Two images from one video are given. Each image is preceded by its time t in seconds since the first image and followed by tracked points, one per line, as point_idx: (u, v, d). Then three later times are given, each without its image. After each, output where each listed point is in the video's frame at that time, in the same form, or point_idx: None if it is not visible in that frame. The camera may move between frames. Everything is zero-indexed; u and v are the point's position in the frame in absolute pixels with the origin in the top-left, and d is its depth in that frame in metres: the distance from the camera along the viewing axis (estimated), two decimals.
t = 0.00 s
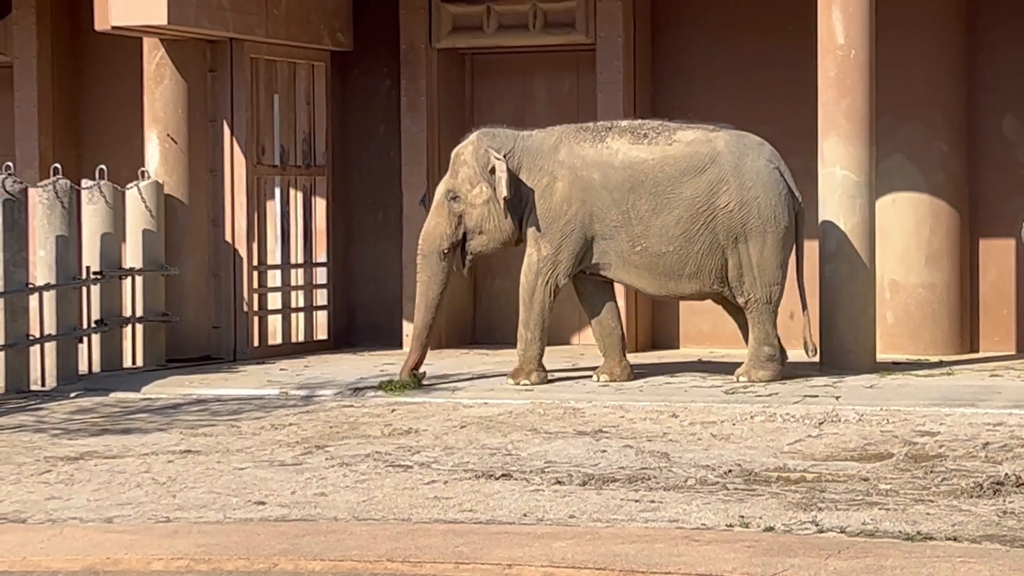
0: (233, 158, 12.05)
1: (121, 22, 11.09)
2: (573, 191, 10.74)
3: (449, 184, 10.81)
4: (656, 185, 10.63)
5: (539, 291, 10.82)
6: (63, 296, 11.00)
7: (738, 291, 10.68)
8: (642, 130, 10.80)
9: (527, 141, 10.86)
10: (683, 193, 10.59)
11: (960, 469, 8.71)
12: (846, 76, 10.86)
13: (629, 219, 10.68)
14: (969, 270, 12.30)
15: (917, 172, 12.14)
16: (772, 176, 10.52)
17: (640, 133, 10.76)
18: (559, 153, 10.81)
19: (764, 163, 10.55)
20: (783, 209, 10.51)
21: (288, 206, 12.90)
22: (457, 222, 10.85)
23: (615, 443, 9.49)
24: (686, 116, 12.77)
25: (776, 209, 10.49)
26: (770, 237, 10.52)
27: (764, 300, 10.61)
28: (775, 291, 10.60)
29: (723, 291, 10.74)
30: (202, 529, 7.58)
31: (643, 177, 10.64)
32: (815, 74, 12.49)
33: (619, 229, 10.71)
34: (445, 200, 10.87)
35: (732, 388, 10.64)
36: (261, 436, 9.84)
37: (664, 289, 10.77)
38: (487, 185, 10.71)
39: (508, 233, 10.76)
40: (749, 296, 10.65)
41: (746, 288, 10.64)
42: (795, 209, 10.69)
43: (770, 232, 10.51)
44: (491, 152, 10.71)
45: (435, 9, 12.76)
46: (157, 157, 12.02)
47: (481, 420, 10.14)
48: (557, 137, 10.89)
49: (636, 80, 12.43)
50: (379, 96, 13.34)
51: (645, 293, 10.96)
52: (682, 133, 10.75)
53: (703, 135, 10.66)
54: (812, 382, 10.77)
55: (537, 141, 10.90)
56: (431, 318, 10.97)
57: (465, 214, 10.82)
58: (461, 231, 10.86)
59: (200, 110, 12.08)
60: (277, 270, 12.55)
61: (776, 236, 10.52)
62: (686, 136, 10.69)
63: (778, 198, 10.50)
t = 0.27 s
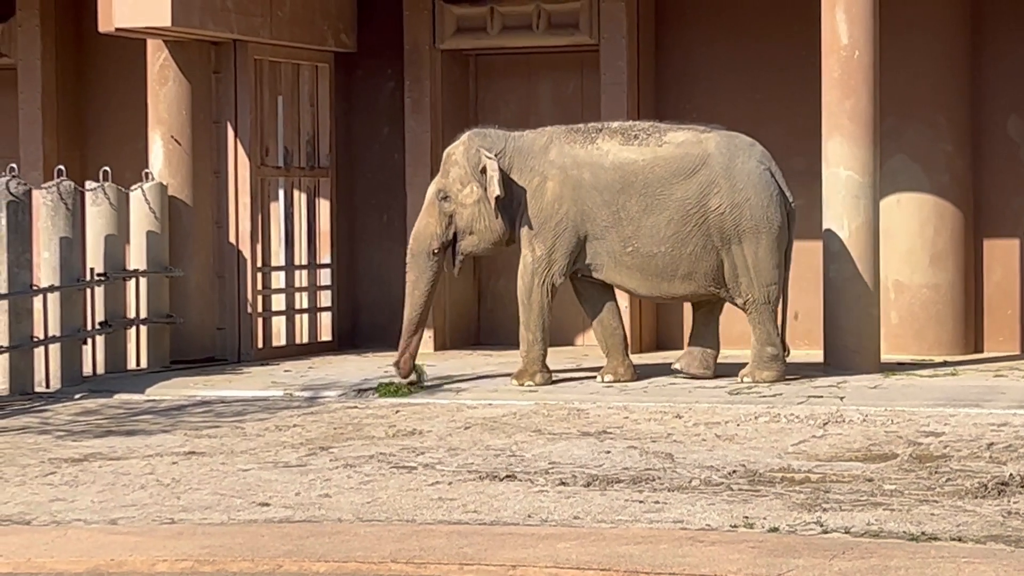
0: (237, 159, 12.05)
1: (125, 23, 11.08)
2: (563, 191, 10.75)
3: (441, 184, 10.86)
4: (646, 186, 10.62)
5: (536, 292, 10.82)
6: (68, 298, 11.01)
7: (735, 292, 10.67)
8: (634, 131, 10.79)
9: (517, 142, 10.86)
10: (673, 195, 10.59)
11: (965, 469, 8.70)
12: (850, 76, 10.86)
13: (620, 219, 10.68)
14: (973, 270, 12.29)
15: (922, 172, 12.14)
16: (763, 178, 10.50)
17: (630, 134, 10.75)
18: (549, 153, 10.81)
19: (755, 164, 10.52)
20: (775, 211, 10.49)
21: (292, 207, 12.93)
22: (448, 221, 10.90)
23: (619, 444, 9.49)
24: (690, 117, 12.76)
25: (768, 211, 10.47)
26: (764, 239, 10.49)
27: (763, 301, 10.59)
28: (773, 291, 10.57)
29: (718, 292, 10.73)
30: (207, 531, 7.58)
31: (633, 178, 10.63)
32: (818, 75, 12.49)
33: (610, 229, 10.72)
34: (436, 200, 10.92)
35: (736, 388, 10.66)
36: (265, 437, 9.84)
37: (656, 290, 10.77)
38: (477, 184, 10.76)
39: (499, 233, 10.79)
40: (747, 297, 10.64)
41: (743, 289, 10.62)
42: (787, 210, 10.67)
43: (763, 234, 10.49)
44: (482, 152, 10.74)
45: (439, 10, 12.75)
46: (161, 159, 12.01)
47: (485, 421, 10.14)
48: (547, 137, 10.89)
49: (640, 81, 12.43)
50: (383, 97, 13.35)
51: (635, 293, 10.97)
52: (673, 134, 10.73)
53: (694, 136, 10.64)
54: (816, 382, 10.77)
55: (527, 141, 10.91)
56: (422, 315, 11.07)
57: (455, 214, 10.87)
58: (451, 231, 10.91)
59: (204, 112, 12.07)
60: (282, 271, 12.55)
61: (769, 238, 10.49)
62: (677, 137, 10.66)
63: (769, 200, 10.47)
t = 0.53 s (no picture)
0: (240, 159, 12.04)
1: (129, 25, 11.08)
2: (555, 190, 10.75)
3: (431, 184, 10.90)
4: (639, 186, 10.61)
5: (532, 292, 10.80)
6: (72, 299, 11.01)
7: (732, 292, 10.64)
8: (626, 131, 10.79)
9: (508, 142, 10.88)
10: (666, 195, 10.57)
11: (969, 469, 8.70)
12: (853, 76, 10.85)
13: (612, 219, 10.67)
14: (977, 270, 12.28)
15: (925, 172, 12.13)
16: (756, 177, 10.50)
17: (622, 134, 10.76)
18: (539, 153, 10.83)
19: (747, 164, 10.52)
20: (769, 210, 10.49)
21: (296, 208, 12.85)
22: (438, 221, 10.93)
23: (623, 444, 9.49)
24: (693, 117, 12.77)
25: (762, 210, 10.47)
26: (758, 238, 10.48)
27: (762, 300, 10.58)
28: (771, 289, 10.56)
29: (713, 292, 10.70)
30: (211, 532, 7.58)
31: (626, 178, 10.63)
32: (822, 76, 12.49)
33: (602, 229, 10.70)
34: (427, 199, 10.95)
35: (741, 388, 10.66)
36: (269, 438, 9.84)
37: (648, 291, 10.74)
38: (468, 185, 10.79)
39: (490, 233, 10.81)
40: (745, 297, 10.62)
41: (740, 289, 10.60)
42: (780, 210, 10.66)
43: (757, 233, 10.48)
44: (473, 153, 10.76)
45: (443, 11, 12.75)
46: (165, 159, 12.04)
47: (489, 421, 10.13)
48: (538, 137, 10.90)
49: (644, 81, 12.43)
50: (387, 97, 13.35)
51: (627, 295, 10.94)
52: (665, 134, 10.73)
53: (686, 136, 10.64)
54: (820, 382, 10.78)
55: (518, 142, 10.92)
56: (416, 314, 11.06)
57: (445, 214, 10.90)
58: (441, 231, 10.93)
59: (208, 113, 12.07)
60: (286, 272, 12.54)
61: (764, 237, 10.48)
62: (669, 137, 10.67)
63: (761, 201, 10.47)
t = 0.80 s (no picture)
0: (244, 158, 12.07)
1: (132, 25, 11.07)
2: (550, 190, 10.75)
3: (425, 183, 10.93)
4: (633, 188, 10.61)
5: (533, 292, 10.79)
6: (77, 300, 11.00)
7: (731, 292, 10.63)
8: (619, 132, 10.79)
9: (502, 142, 10.87)
10: (660, 196, 10.57)
11: (974, 468, 8.70)
12: (857, 75, 10.85)
13: (607, 220, 10.67)
14: (981, 269, 12.28)
15: (930, 171, 12.13)
16: (749, 178, 10.49)
17: (615, 135, 10.76)
18: (533, 153, 10.83)
19: (741, 166, 10.52)
20: (764, 210, 10.48)
21: (300, 207, 12.87)
22: (431, 220, 10.96)
23: (628, 444, 9.49)
24: (697, 116, 12.77)
25: (757, 211, 10.46)
26: (754, 239, 10.47)
27: (762, 299, 10.56)
28: (770, 289, 10.55)
29: (710, 292, 10.70)
30: (216, 532, 7.58)
31: (620, 179, 10.63)
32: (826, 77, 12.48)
33: (598, 230, 10.70)
34: (421, 199, 10.99)
35: (745, 388, 10.67)
36: (274, 438, 9.85)
37: (644, 292, 10.74)
38: (461, 185, 10.83)
39: (482, 234, 10.83)
40: (745, 297, 10.60)
41: (739, 290, 10.59)
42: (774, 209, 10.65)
43: (753, 234, 10.47)
44: (465, 153, 10.80)
45: (446, 11, 12.75)
46: (169, 160, 12.00)
47: (494, 421, 10.13)
48: (531, 138, 10.89)
49: (648, 81, 12.43)
50: (391, 97, 13.35)
51: (622, 295, 10.95)
52: (658, 135, 10.73)
53: (679, 137, 10.64)
54: (825, 382, 10.78)
55: (512, 142, 10.91)
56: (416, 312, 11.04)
57: (438, 213, 10.93)
58: (434, 230, 10.96)
59: (212, 113, 12.07)
60: (290, 272, 12.54)
61: (760, 238, 10.48)
62: (662, 138, 10.67)
63: (755, 201, 10.46)
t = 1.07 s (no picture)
0: (250, 159, 12.06)
1: (138, 25, 11.08)
2: (547, 190, 10.74)
3: (421, 182, 10.93)
4: (629, 190, 10.62)
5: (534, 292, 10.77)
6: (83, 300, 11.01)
7: (731, 293, 10.63)
8: (615, 132, 10.78)
9: (499, 142, 10.85)
10: (656, 199, 10.58)
11: (980, 467, 8.70)
12: (863, 74, 10.85)
13: (603, 222, 10.68)
14: (987, 268, 12.28)
15: (935, 170, 12.12)
16: (744, 181, 10.49)
17: (611, 136, 10.75)
18: (530, 153, 10.82)
19: (736, 168, 10.51)
20: (759, 211, 10.49)
21: (306, 208, 12.85)
22: (427, 219, 10.95)
23: (633, 444, 9.49)
24: (702, 116, 12.77)
25: (752, 213, 10.46)
26: (751, 241, 10.48)
27: (762, 298, 10.55)
28: (769, 287, 10.55)
29: (710, 292, 10.71)
30: (222, 532, 7.59)
31: (616, 181, 10.63)
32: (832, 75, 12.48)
33: (594, 231, 10.72)
34: (417, 197, 10.98)
35: (751, 387, 10.66)
36: (280, 438, 9.85)
37: (641, 292, 10.77)
38: (457, 185, 10.81)
39: (477, 233, 10.81)
40: (745, 297, 10.59)
41: (738, 290, 10.58)
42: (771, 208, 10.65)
43: (749, 235, 10.48)
44: (462, 153, 10.79)
45: (452, 11, 12.75)
46: (175, 160, 12.00)
47: (500, 421, 10.13)
48: (528, 137, 10.88)
49: (653, 80, 12.43)
50: (396, 97, 13.36)
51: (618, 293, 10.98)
52: (654, 135, 10.72)
53: (675, 138, 10.63)
54: (831, 381, 10.79)
55: (509, 142, 10.89)
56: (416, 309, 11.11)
57: (434, 213, 10.92)
58: (430, 229, 10.96)
59: (218, 113, 12.07)
60: (296, 272, 12.56)
61: (756, 239, 10.49)
62: (657, 139, 10.66)
63: (750, 203, 10.47)
